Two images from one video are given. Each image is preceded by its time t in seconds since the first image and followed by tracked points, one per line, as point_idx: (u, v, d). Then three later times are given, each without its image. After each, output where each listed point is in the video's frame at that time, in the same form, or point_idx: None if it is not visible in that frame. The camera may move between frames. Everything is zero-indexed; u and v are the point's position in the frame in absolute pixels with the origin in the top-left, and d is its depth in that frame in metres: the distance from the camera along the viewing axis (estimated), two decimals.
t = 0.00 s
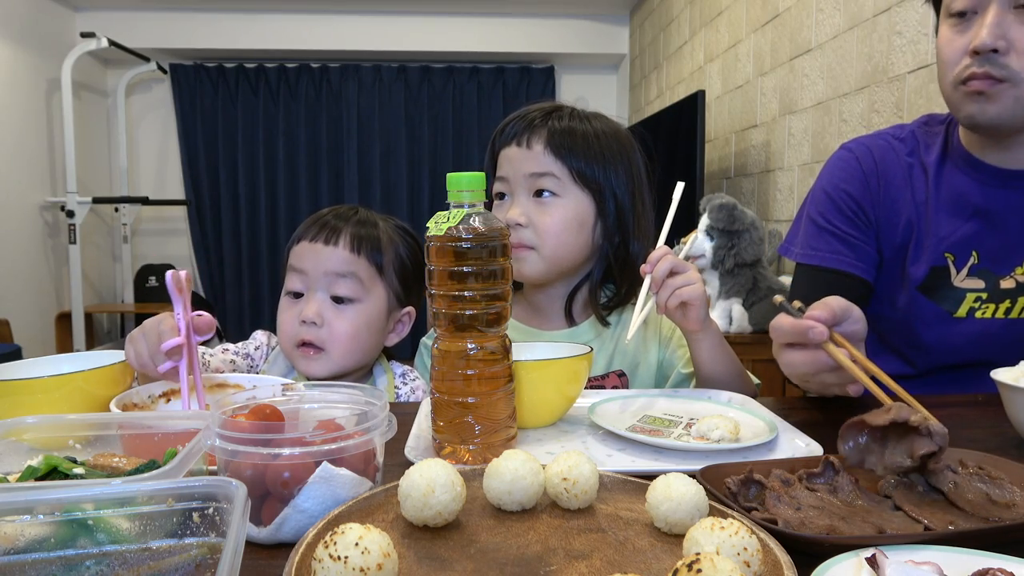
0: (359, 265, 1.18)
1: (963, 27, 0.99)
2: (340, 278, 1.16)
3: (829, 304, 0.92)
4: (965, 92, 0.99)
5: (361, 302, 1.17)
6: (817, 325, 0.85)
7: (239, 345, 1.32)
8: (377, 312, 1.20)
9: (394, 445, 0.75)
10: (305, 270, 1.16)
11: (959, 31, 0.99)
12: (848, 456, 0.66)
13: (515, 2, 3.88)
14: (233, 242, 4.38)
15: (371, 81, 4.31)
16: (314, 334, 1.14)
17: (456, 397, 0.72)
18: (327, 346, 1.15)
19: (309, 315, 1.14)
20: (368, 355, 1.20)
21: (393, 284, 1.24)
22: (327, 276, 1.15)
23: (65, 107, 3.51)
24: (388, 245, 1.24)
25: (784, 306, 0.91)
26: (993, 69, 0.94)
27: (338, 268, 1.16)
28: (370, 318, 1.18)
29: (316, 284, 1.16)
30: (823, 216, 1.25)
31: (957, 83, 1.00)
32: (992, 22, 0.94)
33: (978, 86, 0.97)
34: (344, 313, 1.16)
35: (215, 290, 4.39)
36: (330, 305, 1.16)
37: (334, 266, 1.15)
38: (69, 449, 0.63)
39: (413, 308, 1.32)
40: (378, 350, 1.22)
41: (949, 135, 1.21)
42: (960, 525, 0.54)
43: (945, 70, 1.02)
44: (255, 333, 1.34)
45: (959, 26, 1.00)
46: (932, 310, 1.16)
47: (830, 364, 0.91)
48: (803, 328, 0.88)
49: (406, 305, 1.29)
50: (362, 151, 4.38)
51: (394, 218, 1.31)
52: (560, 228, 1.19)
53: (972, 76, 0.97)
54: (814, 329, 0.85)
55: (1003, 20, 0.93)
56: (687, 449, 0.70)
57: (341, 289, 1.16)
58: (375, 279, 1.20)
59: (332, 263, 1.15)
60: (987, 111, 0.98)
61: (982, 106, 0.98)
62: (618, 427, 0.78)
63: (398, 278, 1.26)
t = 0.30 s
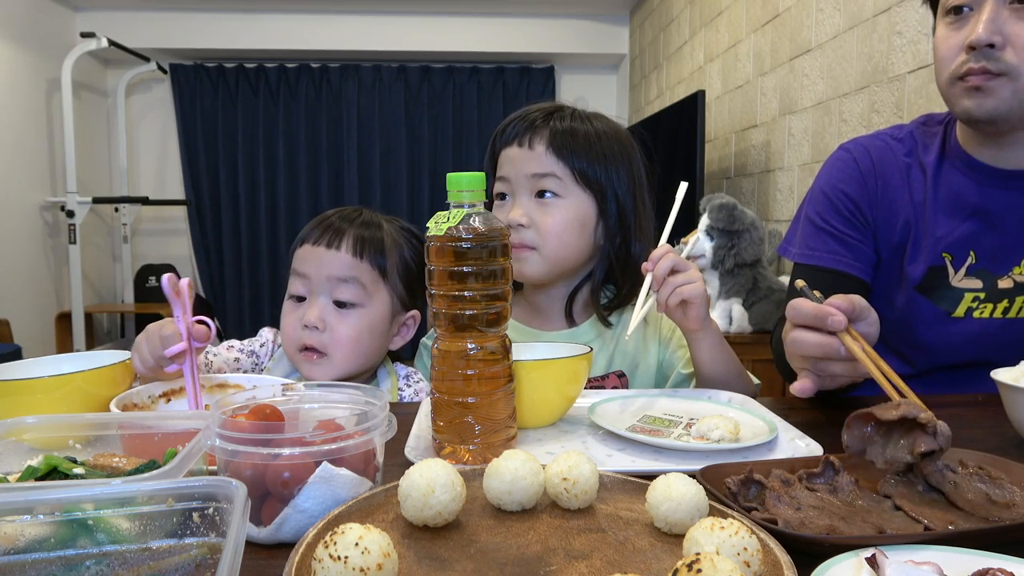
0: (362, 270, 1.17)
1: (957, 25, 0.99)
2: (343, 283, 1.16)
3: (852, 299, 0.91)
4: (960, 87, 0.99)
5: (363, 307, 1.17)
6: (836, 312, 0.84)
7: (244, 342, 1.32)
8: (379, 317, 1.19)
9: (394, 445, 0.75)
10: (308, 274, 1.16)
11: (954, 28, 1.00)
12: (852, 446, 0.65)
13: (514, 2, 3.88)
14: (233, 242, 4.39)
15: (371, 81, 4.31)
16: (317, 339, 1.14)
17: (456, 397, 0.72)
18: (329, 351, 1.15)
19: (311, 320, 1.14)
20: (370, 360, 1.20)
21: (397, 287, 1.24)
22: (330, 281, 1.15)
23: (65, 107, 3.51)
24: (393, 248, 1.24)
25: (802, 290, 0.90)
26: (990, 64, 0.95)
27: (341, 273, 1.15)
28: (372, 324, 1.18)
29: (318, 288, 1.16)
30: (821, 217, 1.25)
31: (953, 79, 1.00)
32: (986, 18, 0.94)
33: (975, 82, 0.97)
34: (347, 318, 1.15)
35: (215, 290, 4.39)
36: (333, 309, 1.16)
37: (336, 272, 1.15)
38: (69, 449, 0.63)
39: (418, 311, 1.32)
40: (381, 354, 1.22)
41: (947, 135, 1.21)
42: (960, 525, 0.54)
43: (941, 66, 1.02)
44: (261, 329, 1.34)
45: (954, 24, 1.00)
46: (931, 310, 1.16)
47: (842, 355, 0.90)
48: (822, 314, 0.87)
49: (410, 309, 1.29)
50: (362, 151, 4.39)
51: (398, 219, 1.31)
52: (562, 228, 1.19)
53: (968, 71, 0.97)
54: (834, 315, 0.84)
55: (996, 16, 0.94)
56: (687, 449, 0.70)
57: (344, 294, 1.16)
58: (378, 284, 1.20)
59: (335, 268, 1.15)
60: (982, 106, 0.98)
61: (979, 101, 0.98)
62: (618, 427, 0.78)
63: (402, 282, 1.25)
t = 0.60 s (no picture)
0: (364, 272, 1.17)
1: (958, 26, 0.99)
2: (345, 285, 1.15)
3: (847, 300, 0.91)
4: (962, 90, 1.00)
5: (366, 309, 1.17)
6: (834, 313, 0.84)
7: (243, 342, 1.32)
8: (381, 318, 1.19)
9: (394, 445, 0.75)
10: (310, 276, 1.16)
11: (955, 30, 1.00)
12: (852, 440, 0.65)
13: (514, 2, 3.88)
14: (233, 242, 4.39)
15: (371, 81, 4.31)
16: (320, 341, 1.14)
17: (456, 397, 0.72)
18: (332, 353, 1.15)
19: (314, 322, 1.14)
20: (372, 362, 1.20)
21: (399, 288, 1.24)
22: (332, 284, 1.15)
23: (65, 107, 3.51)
24: (394, 248, 1.24)
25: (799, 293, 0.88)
26: (995, 67, 0.95)
27: (343, 276, 1.15)
28: (375, 326, 1.18)
29: (321, 291, 1.16)
30: (817, 214, 1.25)
31: (955, 80, 1.00)
32: (991, 20, 0.94)
33: (978, 85, 0.97)
34: (350, 321, 1.15)
35: (215, 290, 4.39)
36: (336, 311, 1.16)
37: (338, 274, 1.15)
38: (69, 449, 0.63)
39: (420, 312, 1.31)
40: (383, 354, 1.22)
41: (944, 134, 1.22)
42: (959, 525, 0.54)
43: (940, 66, 1.02)
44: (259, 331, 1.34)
45: (956, 24, 1.00)
46: (928, 307, 1.16)
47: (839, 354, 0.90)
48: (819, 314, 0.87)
49: (413, 309, 1.29)
50: (362, 151, 4.39)
51: (400, 219, 1.31)
52: (562, 226, 1.19)
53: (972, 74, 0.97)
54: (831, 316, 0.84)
55: (1001, 17, 0.93)
56: (687, 449, 0.70)
57: (347, 296, 1.15)
58: (380, 286, 1.20)
59: (337, 272, 1.15)
60: (984, 109, 0.99)
61: (980, 104, 0.98)
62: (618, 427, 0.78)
63: (403, 283, 1.25)
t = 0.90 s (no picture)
0: (363, 274, 1.17)
1: (965, 28, 0.98)
2: (344, 288, 1.15)
3: (842, 299, 0.92)
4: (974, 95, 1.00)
5: (366, 312, 1.17)
6: (827, 310, 0.84)
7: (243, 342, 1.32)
8: (381, 319, 1.19)
9: (394, 444, 0.75)
10: (309, 279, 1.16)
11: (960, 31, 0.99)
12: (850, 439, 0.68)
13: (514, 2, 3.88)
14: (233, 242, 4.39)
15: (371, 81, 4.32)
16: (319, 344, 1.14)
17: (456, 397, 0.72)
18: (332, 356, 1.15)
19: (314, 325, 1.14)
20: (372, 363, 1.21)
21: (398, 290, 1.24)
22: (331, 286, 1.15)
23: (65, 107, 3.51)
24: (393, 249, 1.24)
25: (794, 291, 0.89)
26: (1007, 70, 0.95)
27: (342, 278, 1.15)
28: (374, 328, 1.18)
29: (320, 294, 1.16)
30: (812, 214, 1.25)
31: (968, 84, 1.00)
32: (1000, 23, 0.94)
33: (991, 89, 0.97)
34: (350, 323, 1.16)
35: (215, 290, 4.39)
36: (335, 314, 1.16)
37: (337, 276, 1.15)
38: (69, 449, 0.63)
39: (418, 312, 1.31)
40: (382, 355, 1.22)
41: (939, 132, 1.22)
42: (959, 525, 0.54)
43: (948, 72, 1.01)
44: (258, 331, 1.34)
45: (961, 26, 0.99)
46: (924, 305, 1.16)
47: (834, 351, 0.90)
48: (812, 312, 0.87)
49: (411, 309, 1.29)
50: (362, 151, 4.39)
51: (399, 220, 1.31)
52: (564, 226, 1.19)
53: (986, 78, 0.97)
54: (825, 313, 0.84)
55: (1010, 19, 0.94)
56: (687, 449, 0.70)
57: (346, 299, 1.16)
58: (379, 287, 1.20)
59: (336, 274, 1.15)
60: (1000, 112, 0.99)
61: (994, 110, 0.99)
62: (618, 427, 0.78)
63: (403, 283, 1.25)
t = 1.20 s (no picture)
0: (364, 274, 1.17)
1: (960, 22, 0.99)
2: (345, 289, 1.15)
3: (846, 295, 0.91)
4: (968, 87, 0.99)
5: (367, 311, 1.17)
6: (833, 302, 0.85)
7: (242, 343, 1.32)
8: (381, 319, 1.19)
9: (394, 445, 0.75)
10: (310, 280, 1.16)
11: (956, 26, 0.99)
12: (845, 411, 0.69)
13: (514, 2, 3.88)
14: (233, 243, 4.39)
15: (371, 81, 4.32)
16: (321, 344, 1.14)
17: (456, 397, 0.72)
18: (334, 356, 1.15)
19: (316, 326, 1.14)
20: (373, 362, 1.21)
21: (398, 289, 1.24)
22: (332, 287, 1.15)
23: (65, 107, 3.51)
24: (392, 248, 1.24)
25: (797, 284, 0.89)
26: (1001, 64, 0.95)
27: (343, 278, 1.15)
28: (375, 328, 1.18)
29: (321, 295, 1.16)
30: (812, 213, 1.25)
31: (960, 77, 1.00)
32: (996, 18, 0.94)
33: (985, 81, 0.97)
34: (351, 323, 1.16)
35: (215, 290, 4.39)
36: (336, 314, 1.16)
37: (338, 277, 1.15)
38: (69, 449, 0.63)
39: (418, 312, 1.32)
40: (383, 354, 1.22)
41: (939, 132, 1.22)
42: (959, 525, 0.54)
43: (941, 65, 1.01)
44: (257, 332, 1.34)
45: (957, 21, 0.99)
46: (924, 305, 1.16)
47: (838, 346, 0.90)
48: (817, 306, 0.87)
49: (410, 309, 1.29)
50: (362, 151, 4.39)
51: (398, 219, 1.31)
52: (567, 222, 1.19)
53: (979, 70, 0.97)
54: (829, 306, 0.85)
55: (1006, 15, 0.94)
56: (687, 449, 0.70)
57: (347, 299, 1.15)
58: (380, 287, 1.20)
59: (337, 274, 1.15)
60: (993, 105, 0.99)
61: (987, 100, 0.99)
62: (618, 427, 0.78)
63: (402, 283, 1.25)
